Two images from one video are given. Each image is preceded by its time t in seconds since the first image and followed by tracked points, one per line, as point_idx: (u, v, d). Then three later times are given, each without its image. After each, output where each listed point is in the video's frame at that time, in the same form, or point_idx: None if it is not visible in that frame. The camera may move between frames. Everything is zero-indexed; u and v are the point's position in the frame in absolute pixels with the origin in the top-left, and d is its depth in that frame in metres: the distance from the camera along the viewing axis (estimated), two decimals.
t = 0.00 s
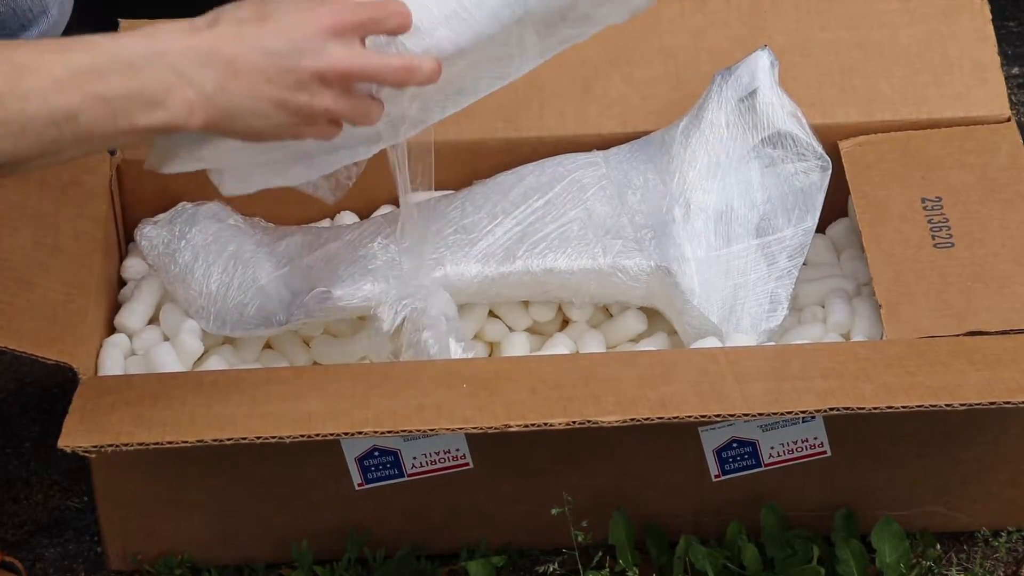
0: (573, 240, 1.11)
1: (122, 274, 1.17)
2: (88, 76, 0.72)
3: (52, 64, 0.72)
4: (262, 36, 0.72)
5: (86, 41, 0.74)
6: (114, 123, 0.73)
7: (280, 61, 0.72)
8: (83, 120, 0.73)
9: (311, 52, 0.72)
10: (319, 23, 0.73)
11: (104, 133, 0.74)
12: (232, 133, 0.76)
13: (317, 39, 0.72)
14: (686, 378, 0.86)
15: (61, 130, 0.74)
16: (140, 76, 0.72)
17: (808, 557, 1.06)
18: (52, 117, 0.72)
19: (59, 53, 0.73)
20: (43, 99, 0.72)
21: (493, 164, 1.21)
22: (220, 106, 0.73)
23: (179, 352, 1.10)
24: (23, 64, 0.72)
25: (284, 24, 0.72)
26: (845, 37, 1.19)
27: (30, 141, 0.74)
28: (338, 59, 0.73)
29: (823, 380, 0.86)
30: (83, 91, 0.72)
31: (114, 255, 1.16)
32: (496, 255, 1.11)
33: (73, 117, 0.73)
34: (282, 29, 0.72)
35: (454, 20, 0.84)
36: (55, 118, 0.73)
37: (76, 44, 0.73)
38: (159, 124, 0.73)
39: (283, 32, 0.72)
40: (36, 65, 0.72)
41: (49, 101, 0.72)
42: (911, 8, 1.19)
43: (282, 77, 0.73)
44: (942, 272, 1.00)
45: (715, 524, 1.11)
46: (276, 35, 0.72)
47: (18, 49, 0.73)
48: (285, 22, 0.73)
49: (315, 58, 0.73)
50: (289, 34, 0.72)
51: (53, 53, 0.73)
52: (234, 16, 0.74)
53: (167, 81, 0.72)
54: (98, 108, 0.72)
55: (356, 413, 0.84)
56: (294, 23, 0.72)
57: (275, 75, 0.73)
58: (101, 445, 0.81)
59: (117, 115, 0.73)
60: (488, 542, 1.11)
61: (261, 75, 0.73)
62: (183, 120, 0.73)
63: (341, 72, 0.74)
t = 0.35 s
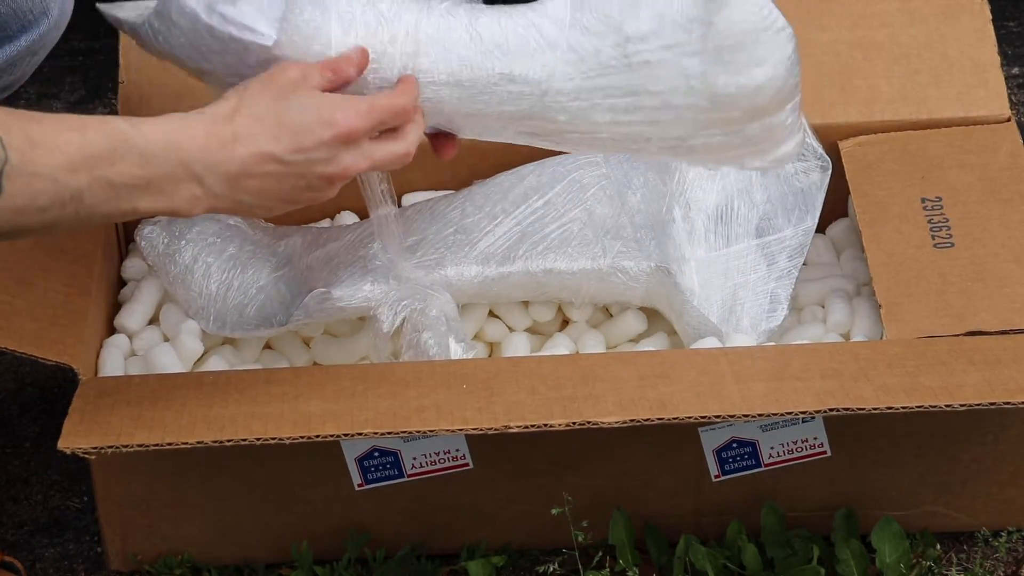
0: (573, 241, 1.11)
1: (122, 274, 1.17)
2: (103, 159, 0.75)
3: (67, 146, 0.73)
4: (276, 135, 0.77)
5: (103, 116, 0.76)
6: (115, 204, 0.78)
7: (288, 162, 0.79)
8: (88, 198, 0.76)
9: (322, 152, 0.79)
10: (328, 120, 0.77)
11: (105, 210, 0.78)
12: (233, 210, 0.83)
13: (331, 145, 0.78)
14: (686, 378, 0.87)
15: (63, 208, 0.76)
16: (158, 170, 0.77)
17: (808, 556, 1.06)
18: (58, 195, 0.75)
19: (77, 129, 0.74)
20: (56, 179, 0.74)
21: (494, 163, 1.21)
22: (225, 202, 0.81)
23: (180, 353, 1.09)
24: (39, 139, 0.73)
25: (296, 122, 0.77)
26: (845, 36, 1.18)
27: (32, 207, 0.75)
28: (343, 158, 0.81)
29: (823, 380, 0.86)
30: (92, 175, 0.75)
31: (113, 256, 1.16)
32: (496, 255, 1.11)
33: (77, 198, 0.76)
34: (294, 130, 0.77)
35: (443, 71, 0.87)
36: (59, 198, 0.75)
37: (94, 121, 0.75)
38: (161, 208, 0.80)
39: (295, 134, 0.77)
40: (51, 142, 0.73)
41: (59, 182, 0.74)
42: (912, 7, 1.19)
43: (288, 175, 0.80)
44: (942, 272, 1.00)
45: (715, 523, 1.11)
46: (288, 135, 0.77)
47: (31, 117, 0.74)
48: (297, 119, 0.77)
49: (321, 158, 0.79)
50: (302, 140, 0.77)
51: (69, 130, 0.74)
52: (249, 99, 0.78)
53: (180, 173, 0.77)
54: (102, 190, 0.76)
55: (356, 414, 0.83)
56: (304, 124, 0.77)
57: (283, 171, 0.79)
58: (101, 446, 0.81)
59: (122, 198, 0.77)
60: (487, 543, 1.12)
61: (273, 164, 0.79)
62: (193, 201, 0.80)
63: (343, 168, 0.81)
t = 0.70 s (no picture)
0: (575, 240, 1.12)
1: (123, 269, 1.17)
2: (108, 197, 0.76)
3: (74, 184, 0.74)
4: (289, 171, 0.80)
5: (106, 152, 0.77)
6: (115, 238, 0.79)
7: (295, 197, 0.82)
8: (92, 233, 0.77)
9: (331, 182, 0.83)
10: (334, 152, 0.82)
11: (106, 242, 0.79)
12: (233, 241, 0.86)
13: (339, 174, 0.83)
14: (688, 377, 0.86)
15: (65, 242, 0.77)
16: (166, 206, 0.78)
17: (807, 556, 1.06)
18: (61, 231, 0.75)
19: (82, 167, 0.75)
20: (59, 217, 0.74)
21: (495, 164, 1.21)
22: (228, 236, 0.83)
23: (183, 347, 1.09)
24: (44, 176, 0.73)
25: (306, 157, 0.80)
26: (848, 38, 1.19)
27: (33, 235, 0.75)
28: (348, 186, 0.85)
29: (825, 379, 0.86)
30: (98, 215, 0.76)
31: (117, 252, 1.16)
32: (498, 254, 1.11)
33: (80, 233, 0.76)
34: (302, 164, 0.80)
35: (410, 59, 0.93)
36: (62, 234, 0.76)
37: (97, 155, 0.76)
38: (165, 243, 0.81)
39: (304, 170, 0.81)
40: (58, 179, 0.74)
41: (62, 218, 0.74)
42: (914, 10, 1.19)
43: (290, 208, 0.83)
44: (944, 273, 1.00)
45: (715, 524, 1.11)
46: (298, 169, 0.80)
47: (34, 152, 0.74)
48: (302, 154, 0.80)
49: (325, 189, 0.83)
50: (314, 173, 0.81)
51: (75, 167, 0.75)
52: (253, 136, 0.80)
53: (187, 211, 0.79)
54: (105, 225, 0.77)
55: (358, 410, 0.83)
56: (312, 157, 0.81)
57: (288, 205, 0.83)
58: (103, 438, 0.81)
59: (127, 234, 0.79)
60: (487, 543, 1.12)
61: (280, 200, 0.82)
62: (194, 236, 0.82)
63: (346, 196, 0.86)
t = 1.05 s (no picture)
0: (579, 240, 1.12)
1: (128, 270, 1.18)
2: (103, 191, 0.76)
3: (69, 177, 0.75)
4: (290, 160, 0.80)
5: (103, 146, 0.77)
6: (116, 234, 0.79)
7: (297, 184, 0.82)
8: (88, 227, 0.78)
9: (333, 170, 0.83)
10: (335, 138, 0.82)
11: (106, 238, 0.79)
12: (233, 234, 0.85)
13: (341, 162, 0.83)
14: (690, 377, 0.86)
15: (63, 237, 0.78)
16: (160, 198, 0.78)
17: (807, 556, 1.06)
18: (57, 225, 0.76)
19: (78, 163, 0.75)
20: (54, 211, 0.75)
21: (498, 165, 1.22)
22: (230, 225, 0.82)
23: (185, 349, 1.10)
24: (39, 172, 0.74)
25: (305, 146, 0.80)
26: (853, 39, 1.19)
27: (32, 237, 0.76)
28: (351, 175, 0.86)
29: (827, 380, 0.86)
30: (92, 208, 0.76)
31: (121, 252, 1.17)
32: (501, 254, 1.11)
33: (77, 227, 0.77)
34: (301, 151, 0.80)
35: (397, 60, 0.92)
36: (59, 229, 0.76)
37: (93, 150, 0.77)
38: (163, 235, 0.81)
39: (303, 158, 0.81)
40: (53, 174, 0.75)
41: (57, 212, 0.75)
42: (919, 10, 1.19)
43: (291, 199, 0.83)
44: (948, 274, 1.00)
45: (715, 524, 1.11)
46: (296, 156, 0.80)
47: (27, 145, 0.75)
48: (300, 142, 0.80)
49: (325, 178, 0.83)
50: (314, 161, 0.81)
51: (71, 161, 0.75)
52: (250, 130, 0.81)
53: (184, 202, 0.79)
54: (103, 219, 0.77)
55: (359, 410, 0.84)
56: (311, 146, 0.81)
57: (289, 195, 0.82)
58: (107, 438, 0.82)
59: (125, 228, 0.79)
60: (488, 542, 1.12)
61: (281, 189, 0.81)
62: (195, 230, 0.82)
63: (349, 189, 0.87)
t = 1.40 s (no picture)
0: (579, 240, 1.12)
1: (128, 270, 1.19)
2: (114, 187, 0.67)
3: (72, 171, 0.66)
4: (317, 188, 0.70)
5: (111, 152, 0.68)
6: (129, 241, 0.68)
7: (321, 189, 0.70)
8: (100, 226, 0.67)
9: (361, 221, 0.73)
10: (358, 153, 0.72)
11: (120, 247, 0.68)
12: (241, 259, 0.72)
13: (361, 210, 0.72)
14: (689, 378, 0.86)
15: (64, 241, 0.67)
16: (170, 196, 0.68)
17: (807, 556, 1.06)
18: (62, 222, 0.66)
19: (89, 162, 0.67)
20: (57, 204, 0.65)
21: (498, 165, 1.22)
22: (252, 235, 0.70)
23: (184, 349, 1.11)
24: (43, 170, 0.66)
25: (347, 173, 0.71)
26: (853, 38, 1.18)
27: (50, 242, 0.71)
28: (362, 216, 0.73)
29: (827, 380, 0.86)
30: (101, 205, 0.66)
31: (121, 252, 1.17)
32: (501, 253, 1.11)
33: (86, 229, 0.67)
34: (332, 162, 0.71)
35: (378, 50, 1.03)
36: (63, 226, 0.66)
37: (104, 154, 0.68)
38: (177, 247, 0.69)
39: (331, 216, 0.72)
40: (55, 171, 0.66)
41: (60, 206, 0.65)
42: (919, 10, 1.19)
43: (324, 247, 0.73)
44: (948, 274, 0.99)
45: (715, 524, 1.11)
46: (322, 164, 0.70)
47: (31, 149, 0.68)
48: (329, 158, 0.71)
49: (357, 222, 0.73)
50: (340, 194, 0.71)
51: (73, 160, 0.67)
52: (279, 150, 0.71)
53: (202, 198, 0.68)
54: (113, 218, 0.67)
55: (359, 411, 0.84)
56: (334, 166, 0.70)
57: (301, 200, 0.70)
58: (107, 439, 0.82)
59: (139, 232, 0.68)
60: (488, 543, 1.12)
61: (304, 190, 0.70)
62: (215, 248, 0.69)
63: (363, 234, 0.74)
